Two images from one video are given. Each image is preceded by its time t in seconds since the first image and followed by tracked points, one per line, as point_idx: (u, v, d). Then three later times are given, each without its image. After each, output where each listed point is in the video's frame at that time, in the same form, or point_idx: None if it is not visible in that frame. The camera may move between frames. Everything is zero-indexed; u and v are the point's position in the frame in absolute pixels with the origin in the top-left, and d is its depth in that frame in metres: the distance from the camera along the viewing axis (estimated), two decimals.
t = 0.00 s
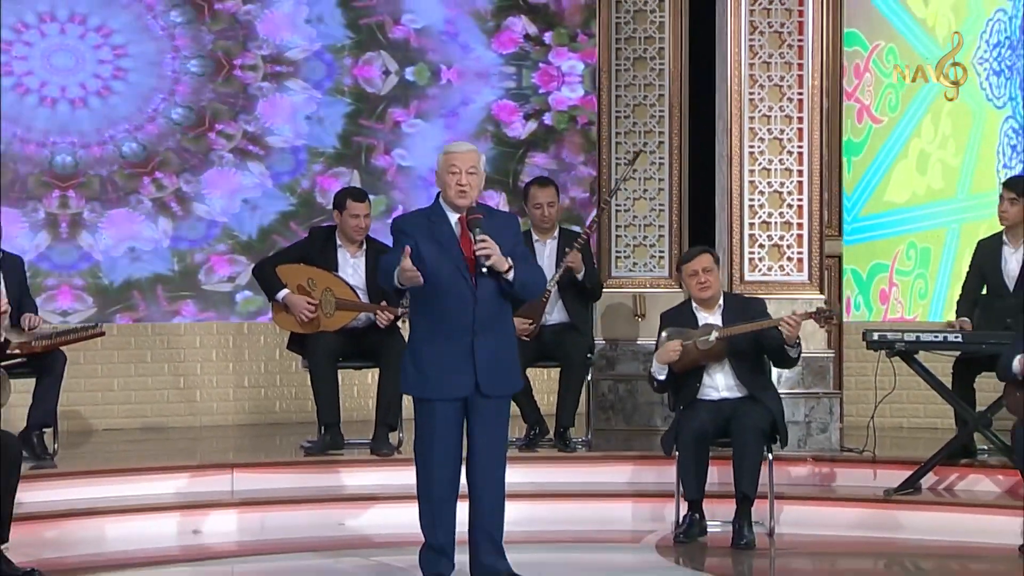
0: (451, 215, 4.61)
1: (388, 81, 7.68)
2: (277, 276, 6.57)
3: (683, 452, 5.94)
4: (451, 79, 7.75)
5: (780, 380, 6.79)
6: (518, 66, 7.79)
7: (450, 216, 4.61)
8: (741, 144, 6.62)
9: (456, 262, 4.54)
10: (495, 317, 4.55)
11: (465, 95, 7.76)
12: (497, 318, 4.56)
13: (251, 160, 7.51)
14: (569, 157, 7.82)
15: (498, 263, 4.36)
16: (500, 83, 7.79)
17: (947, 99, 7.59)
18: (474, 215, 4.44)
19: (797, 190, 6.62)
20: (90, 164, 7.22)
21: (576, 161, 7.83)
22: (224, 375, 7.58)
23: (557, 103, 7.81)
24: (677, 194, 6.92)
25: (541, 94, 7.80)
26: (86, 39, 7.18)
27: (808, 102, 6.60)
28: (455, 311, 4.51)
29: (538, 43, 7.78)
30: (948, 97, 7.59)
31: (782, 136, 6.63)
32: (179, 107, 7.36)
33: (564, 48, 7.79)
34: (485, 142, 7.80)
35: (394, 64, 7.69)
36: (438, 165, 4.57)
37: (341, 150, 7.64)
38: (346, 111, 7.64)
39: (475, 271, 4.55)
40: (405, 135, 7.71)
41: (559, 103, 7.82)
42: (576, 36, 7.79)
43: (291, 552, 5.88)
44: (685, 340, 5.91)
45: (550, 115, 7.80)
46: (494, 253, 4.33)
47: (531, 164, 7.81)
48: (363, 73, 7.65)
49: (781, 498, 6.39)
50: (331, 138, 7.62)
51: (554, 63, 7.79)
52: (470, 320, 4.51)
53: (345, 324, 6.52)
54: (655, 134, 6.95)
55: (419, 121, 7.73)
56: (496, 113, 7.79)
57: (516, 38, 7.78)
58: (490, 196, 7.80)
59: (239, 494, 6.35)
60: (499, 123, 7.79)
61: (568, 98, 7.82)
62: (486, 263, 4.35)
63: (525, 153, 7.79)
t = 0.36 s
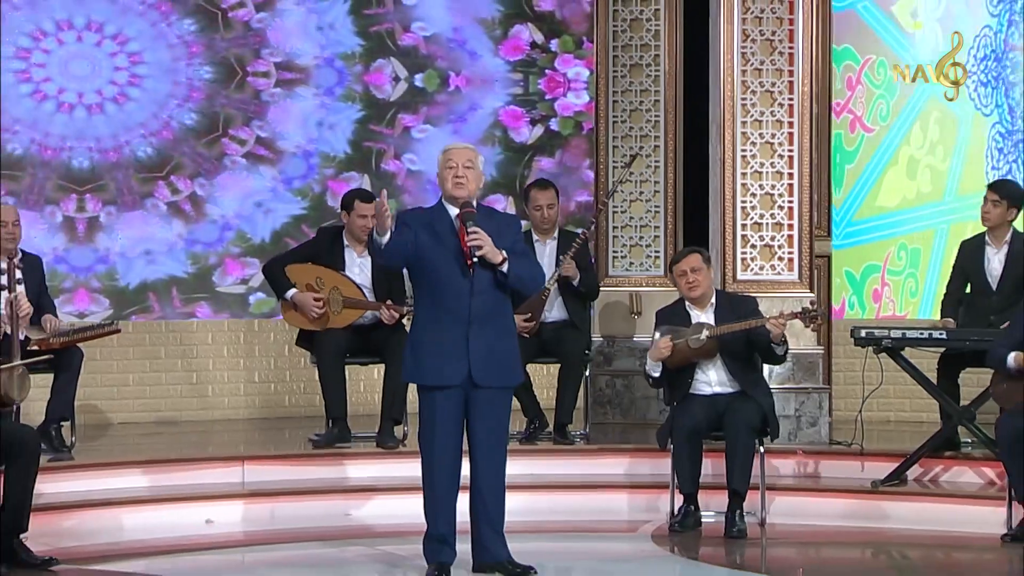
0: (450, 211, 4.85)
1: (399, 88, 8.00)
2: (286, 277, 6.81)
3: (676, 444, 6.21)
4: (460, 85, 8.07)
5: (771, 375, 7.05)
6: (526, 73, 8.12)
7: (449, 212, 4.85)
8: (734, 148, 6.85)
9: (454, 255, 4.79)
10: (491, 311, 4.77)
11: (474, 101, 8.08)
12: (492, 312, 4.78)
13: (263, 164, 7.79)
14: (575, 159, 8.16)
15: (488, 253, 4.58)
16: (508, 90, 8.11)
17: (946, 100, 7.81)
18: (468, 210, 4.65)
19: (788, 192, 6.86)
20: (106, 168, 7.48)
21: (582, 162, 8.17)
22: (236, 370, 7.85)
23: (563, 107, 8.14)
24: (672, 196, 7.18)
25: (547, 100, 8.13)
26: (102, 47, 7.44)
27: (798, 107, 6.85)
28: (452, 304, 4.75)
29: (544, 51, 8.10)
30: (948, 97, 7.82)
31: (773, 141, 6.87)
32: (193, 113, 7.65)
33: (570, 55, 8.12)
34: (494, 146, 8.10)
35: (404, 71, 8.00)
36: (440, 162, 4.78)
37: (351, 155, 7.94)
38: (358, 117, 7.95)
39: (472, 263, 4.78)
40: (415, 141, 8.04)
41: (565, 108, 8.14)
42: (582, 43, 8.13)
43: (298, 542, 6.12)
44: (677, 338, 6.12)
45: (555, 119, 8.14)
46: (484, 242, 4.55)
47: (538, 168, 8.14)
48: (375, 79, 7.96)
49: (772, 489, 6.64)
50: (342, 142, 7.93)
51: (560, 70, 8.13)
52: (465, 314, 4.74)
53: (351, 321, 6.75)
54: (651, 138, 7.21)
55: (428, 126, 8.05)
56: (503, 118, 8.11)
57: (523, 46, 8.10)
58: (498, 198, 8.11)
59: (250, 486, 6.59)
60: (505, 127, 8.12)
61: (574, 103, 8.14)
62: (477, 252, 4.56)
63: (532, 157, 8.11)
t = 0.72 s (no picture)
0: (455, 212, 5.09)
1: (408, 94, 8.26)
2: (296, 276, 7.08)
3: (671, 437, 6.44)
4: (467, 91, 8.34)
5: (764, 371, 7.30)
6: (531, 79, 8.38)
7: (454, 212, 5.09)
8: (727, 151, 7.11)
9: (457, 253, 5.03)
10: (490, 307, 5.02)
11: (481, 107, 8.35)
12: (491, 308, 5.02)
13: (274, 168, 8.06)
14: (579, 162, 8.41)
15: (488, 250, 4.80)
16: (515, 96, 8.37)
17: (948, 98, 8.02)
18: (468, 209, 4.89)
19: (779, 194, 7.13)
20: (121, 173, 7.75)
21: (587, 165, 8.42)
22: (246, 366, 8.13)
23: (570, 112, 8.40)
24: (667, 199, 7.44)
25: (553, 106, 8.40)
26: (118, 53, 7.70)
27: (789, 112, 7.10)
28: (453, 301, 5.00)
29: (550, 57, 8.38)
30: (949, 96, 8.03)
31: (765, 144, 7.12)
32: (206, 118, 7.91)
33: (574, 61, 8.38)
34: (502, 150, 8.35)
35: (413, 77, 8.26)
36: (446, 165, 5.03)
37: (361, 159, 8.22)
38: (369, 122, 8.22)
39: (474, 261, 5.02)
40: (424, 146, 8.29)
41: (572, 113, 8.40)
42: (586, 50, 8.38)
43: (307, 532, 6.36)
44: (678, 333, 6.40)
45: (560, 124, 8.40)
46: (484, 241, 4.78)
47: (545, 172, 8.39)
48: (384, 85, 8.23)
49: (764, 480, 6.88)
50: (351, 147, 8.20)
51: (565, 76, 8.39)
52: (466, 309, 4.99)
53: (356, 320, 6.97)
54: (647, 142, 7.45)
55: (436, 131, 8.31)
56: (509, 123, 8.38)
57: (529, 53, 8.37)
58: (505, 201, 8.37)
59: (260, 478, 6.83)
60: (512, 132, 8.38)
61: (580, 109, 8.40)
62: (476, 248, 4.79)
63: (538, 161, 8.37)
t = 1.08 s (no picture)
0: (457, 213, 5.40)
1: (417, 99, 8.52)
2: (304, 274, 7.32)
3: (666, 430, 6.70)
4: (475, 97, 8.59)
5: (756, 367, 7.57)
6: (537, 85, 8.59)
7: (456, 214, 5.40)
8: (720, 154, 7.39)
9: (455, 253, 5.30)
10: (487, 306, 5.26)
11: (488, 112, 8.60)
12: (489, 307, 5.26)
13: (285, 172, 8.33)
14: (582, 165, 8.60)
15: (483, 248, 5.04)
16: (521, 102, 8.60)
17: (946, 98, 8.31)
18: (467, 210, 5.14)
19: (770, 196, 7.40)
20: (136, 176, 8.03)
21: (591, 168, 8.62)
22: (255, 363, 8.39)
23: (575, 117, 8.61)
24: (661, 201, 7.73)
25: (558, 112, 8.59)
26: (132, 60, 7.98)
27: (779, 117, 7.38)
28: (451, 300, 5.26)
29: (554, 64, 8.56)
30: (949, 95, 8.32)
31: (756, 148, 7.40)
32: (218, 123, 8.18)
33: (580, 68, 8.55)
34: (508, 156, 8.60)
35: (421, 83, 8.52)
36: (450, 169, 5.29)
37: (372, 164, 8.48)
38: (378, 126, 8.48)
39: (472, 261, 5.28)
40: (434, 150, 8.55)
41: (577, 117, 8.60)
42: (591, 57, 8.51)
43: (314, 522, 6.62)
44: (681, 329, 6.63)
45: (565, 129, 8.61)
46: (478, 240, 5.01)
47: (550, 176, 8.62)
48: (393, 91, 8.49)
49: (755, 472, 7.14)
50: (361, 151, 8.47)
51: (570, 83, 8.56)
52: (464, 309, 5.24)
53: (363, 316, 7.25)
54: (642, 146, 7.77)
55: (445, 136, 8.56)
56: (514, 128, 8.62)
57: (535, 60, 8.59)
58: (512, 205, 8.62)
59: (269, 470, 7.09)
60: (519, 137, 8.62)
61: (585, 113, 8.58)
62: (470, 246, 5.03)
63: (544, 166, 8.61)
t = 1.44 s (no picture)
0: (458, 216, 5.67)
1: (425, 106, 8.83)
2: (310, 273, 7.57)
3: (661, 423, 6.96)
4: (481, 103, 8.89)
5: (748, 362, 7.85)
6: (541, 91, 8.93)
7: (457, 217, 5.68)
8: (712, 158, 7.68)
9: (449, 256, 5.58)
10: (481, 306, 5.52)
11: (494, 119, 8.90)
12: (483, 307, 5.53)
13: (296, 177, 8.64)
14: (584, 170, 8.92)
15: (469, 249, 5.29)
16: (526, 108, 8.92)
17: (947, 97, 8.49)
18: (459, 212, 5.40)
19: (761, 199, 7.67)
20: (150, 181, 8.33)
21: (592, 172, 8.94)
22: (265, 358, 8.72)
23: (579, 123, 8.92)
24: (655, 203, 8.10)
25: (562, 117, 8.92)
26: (147, 67, 8.28)
27: (769, 122, 7.66)
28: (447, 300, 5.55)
29: (559, 71, 8.88)
30: (949, 94, 8.49)
31: (746, 153, 7.68)
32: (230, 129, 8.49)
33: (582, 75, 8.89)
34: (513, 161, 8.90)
35: (428, 90, 8.82)
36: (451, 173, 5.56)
37: (381, 168, 8.80)
38: (387, 132, 8.80)
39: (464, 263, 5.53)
40: (441, 155, 8.87)
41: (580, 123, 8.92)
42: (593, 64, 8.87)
43: (322, 512, 6.89)
44: (687, 323, 6.88)
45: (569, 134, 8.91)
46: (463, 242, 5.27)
47: (553, 180, 8.92)
48: (401, 98, 8.79)
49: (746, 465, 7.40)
50: (370, 156, 8.78)
51: (573, 89, 8.89)
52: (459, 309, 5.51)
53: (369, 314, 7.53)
54: (639, 150, 8.14)
55: (451, 142, 8.87)
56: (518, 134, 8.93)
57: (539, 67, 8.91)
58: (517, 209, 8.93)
59: (277, 463, 7.37)
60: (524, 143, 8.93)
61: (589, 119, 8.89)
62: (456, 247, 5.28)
63: (548, 170, 8.90)
